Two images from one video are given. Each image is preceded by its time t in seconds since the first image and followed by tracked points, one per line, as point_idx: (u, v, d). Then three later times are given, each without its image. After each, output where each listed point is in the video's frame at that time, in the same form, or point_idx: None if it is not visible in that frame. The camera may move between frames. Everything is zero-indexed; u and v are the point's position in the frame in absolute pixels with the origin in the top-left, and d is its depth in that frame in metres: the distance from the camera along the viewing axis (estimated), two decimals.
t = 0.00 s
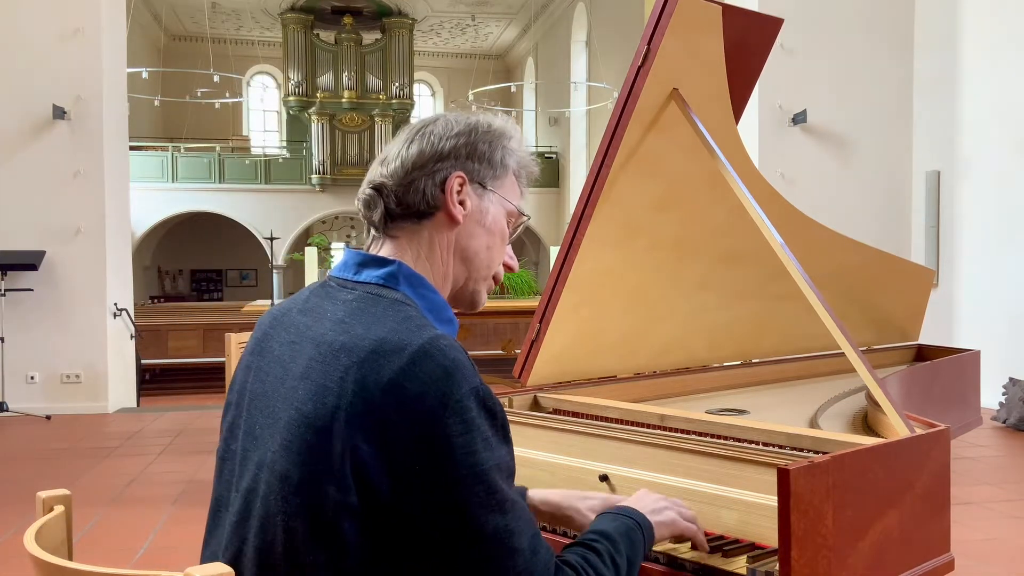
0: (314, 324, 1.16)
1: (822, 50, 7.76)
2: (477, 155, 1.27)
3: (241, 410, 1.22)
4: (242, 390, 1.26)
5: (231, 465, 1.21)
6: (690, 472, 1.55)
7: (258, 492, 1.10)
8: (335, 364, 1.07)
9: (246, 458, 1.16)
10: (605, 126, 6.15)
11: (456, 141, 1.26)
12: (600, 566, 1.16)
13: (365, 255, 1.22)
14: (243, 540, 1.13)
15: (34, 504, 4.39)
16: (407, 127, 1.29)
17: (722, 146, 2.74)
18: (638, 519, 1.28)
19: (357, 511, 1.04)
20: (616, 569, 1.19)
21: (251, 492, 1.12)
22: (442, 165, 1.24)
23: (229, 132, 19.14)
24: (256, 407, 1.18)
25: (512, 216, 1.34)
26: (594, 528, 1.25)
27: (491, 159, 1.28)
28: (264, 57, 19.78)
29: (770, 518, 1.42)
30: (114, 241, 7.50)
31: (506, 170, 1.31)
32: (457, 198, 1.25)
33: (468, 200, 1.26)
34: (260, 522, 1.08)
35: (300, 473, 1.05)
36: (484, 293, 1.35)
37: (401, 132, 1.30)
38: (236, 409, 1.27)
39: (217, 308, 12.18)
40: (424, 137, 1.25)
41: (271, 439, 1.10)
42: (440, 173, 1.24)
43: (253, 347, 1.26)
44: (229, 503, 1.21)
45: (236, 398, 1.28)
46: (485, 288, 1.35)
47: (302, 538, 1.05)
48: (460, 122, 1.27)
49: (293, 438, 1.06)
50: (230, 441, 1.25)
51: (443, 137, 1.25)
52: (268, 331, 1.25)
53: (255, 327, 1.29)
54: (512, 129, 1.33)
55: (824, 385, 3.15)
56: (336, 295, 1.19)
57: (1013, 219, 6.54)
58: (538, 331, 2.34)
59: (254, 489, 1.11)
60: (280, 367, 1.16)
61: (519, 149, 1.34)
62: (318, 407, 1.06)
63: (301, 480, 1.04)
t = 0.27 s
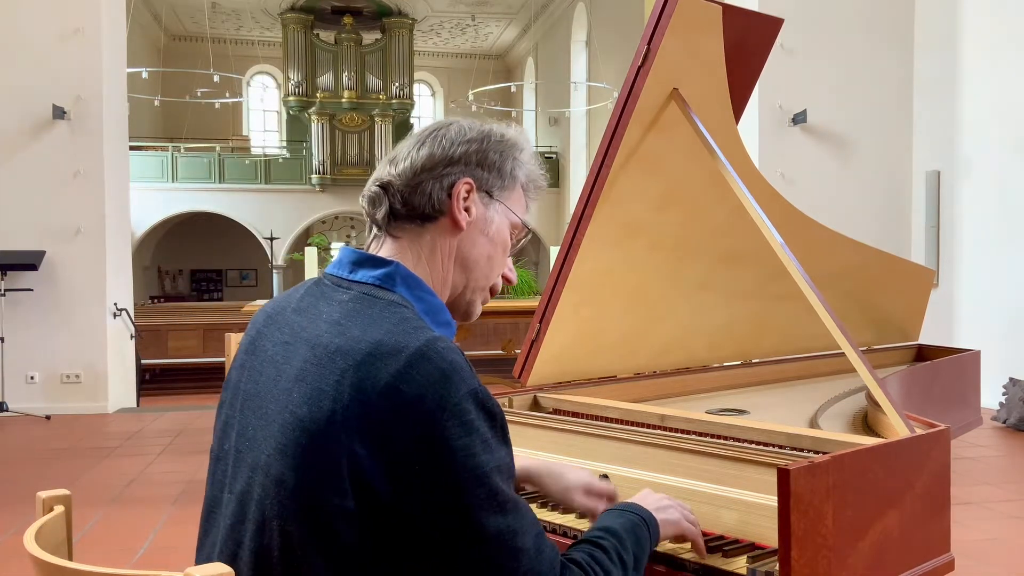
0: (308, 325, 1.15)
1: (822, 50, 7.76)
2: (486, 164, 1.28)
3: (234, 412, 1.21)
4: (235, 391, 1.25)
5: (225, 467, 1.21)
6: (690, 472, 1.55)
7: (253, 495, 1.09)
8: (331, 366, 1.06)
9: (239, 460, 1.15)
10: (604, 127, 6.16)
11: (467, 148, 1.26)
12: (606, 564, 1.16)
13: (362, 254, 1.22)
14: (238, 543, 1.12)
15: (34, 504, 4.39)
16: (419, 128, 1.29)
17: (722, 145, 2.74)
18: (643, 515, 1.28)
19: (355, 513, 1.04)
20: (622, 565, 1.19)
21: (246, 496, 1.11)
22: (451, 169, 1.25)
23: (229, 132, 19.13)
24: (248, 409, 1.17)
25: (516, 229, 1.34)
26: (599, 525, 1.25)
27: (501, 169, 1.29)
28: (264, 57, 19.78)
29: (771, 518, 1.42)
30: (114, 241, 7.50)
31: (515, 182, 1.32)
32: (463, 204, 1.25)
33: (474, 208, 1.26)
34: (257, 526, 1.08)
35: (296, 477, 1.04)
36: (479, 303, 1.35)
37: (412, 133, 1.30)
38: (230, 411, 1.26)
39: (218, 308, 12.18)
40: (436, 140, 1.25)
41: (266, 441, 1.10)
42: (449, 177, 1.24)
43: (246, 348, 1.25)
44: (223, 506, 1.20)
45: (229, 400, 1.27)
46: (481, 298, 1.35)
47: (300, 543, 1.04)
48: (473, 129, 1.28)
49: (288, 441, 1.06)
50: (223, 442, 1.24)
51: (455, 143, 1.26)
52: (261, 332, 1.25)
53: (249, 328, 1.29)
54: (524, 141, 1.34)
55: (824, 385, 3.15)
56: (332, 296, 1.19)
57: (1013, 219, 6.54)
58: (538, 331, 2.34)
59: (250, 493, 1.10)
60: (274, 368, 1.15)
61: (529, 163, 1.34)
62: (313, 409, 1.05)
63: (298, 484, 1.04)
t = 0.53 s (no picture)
0: (290, 329, 1.15)
1: (822, 50, 7.76)
2: (479, 163, 1.27)
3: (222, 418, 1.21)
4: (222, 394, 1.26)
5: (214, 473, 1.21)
6: (690, 472, 1.55)
7: (243, 501, 1.11)
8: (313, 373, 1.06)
9: (226, 465, 1.16)
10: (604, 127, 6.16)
11: (463, 145, 1.26)
12: (606, 555, 1.17)
13: (344, 252, 1.21)
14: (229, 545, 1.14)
15: (33, 504, 4.38)
16: (414, 120, 1.28)
17: (722, 145, 2.74)
18: (642, 515, 1.28)
19: (341, 519, 1.05)
20: (624, 562, 1.19)
21: (236, 500, 1.13)
22: (444, 166, 1.24)
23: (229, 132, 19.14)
24: (234, 414, 1.18)
25: (504, 229, 1.34)
26: (601, 523, 1.25)
27: (493, 169, 1.29)
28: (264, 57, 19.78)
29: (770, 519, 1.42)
30: (114, 242, 7.50)
31: (507, 182, 1.32)
32: (454, 202, 1.25)
33: (465, 207, 1.26)
34: (249, 530, 1.10)
35: (285, 485, 1.06)
36: (462, 302, 1.36)
37: (406, 125, 1.29)
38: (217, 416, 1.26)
39: (217, 308, 12.18)
40: (432, 134, 1.25)
41: (254, 448, 1.10)
42: (442, 174, 1.24)
43: (229, 350, 1.26)
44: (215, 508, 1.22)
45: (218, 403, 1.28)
46: (464, 297, 1.36)
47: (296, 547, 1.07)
48: (470, 125, 1.27)
49: (275, 449, 1.07)
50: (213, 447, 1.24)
51: (450, 140, 1.25)
52: (244, 334, 1.25)
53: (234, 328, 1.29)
54: (519, 141, 1.34)
55: (824, 385, 3.15)
56: (312, 297, 1.19)
57: (1013, 219, 6.54)
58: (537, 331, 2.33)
59: (240, 498, 1.12)
60: (256, 373, 1.16)
61: (523, 162, 1.34)
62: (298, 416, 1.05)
63: (289, 491, 1.06)
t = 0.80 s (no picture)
0: (269, 337, 1.14)
1: (822, 51, 7.76)
2: (449, 145, 1.26)
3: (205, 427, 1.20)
4: (202, 402, 1.25)
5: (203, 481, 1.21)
6: (691, 472, 1.55)
7: (234, 513, 1.11)
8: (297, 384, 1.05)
9: (213, 476, 1.15)
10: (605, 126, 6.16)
11: (431, 129, 1.24)
12: (616, 546, 1.19)
13: (319, 255, 1.21)
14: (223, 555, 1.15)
15: (33, 504, 4.38)
16: (376, 106, 1.26)
17: (722, 145, 2.74)
18: (646, 504, 1.30)
19: (333, 528, 1.05)
20: (631, 550, 1.22)
21: (227, 510, 1.13)
22: (414, 154, 1.23)
23: (229, 132, 19.14)
24: (217, 424, 1.17)
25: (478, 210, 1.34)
26: (606, 513, 1.28)
27: (463, 150, 1.28)
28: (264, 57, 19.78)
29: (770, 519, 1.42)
30: (114, 242, 7.49)
31: (477, 160, 1.31)
32: (428, 190, 1.25)
33: (439, 194, 1.26)
34: (240, 540, 1.10)
35: (273, 497, 1.06)
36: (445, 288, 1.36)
37: (368, 112, 1.27)
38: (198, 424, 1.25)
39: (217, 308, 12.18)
40: (398, 121, 1.23)
41: (242, 459, 1.09)
42: (412, 163, 1.23)
43: (208, 360, 1.24)
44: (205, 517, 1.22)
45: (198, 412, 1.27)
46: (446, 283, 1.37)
47: (288, 557, 1.07)
48: (434, 107, 1.26)
49: (262, 461, 1.07)
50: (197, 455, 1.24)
51: (417, 125, 1.24)
52: (222, 343, 1.23)
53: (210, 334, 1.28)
54: (486, 119, 1.32)
55: (824, 385, 3.15)
56: (291, 303, 1.18)
57: (1014, 218, 6.53)
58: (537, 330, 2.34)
59: (230, 510, 1.12)
60: (237, 382, 1.15)
61: (491, 138, 1.33)
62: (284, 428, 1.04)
63: (278, 502, 1.06)
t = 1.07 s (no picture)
0: (266, 341, 1.14)
1: (822, 50, 7.76)
2: (430, 138, 1.26)
3: (201, 432, 1.20)
4: (195, 407, 1.24)
5: (198, 485, 1.21)
6: (691, 472, 1.55)
7: (230, 519, 1.10)
8: (294, 387, 1.05)
9: (211, 480, 1.15)
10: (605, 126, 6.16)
11: (411, 122, 1.24)
12: (611, 553, 1.20)
13: (310, 259, 1.21)
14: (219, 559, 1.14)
15: (33, 505, 4.38)
16: (352, 103, 1.26)
17: (722, 145, 2.74)
18: (643, 518, 1.32)
19: (331, 532, 1.05)
20: (627, 561, 1.22)
21: (223, 515, 1.12)
22: (396, 151, 1.23)
23: (229, 132, 19.14)
24: (213, 430, 1.17)
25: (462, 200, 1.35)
26: (604, 526, 1.29)
27: (444, 141, 1.28)
28: (264, 57, 19.79)
29: (771, 519, 1.42)
30: (114, 242, 7.49)
31: (459, 150, 1.31)
32: (412, 185, 1.25)
33: (424, 188, 1.26)
34: (235, 545, 1.10)
35: (270, 502, 1.06)
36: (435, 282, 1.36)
37: (345, 109, 1.27)
38: (192, 429, 1.25)
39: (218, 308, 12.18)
40: (377, 116, 1.23)
41: (239, 464, 1.09)
42: (395, 159, 1.23)
43: (201, 365, 1.24)
44: (201, 523, 1.21)
45: (192, 417, 1.26)
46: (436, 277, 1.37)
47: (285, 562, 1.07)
48: (412, 99, 1.25)
49: (259, 465, 1.06)
50: (193, 459, 1.24)
51: (398, 119, 1.23)
52: (216, 347, 1.23)
53: (203, 339, 1.27)
54: (465, 109, 1.33)
55: (824, 385, 3.15)
56: (285, 306, 1.18)
57: (1014, 218, 6.53)
58: (538, 330, 2.34)
59: (226, 516, 1.11)
60: (233, 387, 1.15)
61: (471, 126, 1.34)
62: (283, 431, 1.05)
63: (274, 507, 1.05)
